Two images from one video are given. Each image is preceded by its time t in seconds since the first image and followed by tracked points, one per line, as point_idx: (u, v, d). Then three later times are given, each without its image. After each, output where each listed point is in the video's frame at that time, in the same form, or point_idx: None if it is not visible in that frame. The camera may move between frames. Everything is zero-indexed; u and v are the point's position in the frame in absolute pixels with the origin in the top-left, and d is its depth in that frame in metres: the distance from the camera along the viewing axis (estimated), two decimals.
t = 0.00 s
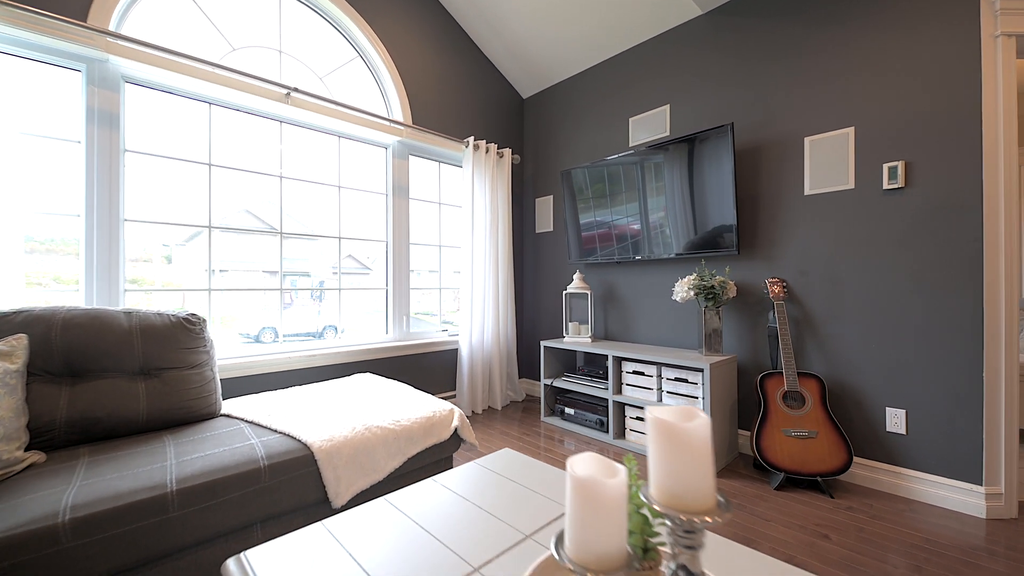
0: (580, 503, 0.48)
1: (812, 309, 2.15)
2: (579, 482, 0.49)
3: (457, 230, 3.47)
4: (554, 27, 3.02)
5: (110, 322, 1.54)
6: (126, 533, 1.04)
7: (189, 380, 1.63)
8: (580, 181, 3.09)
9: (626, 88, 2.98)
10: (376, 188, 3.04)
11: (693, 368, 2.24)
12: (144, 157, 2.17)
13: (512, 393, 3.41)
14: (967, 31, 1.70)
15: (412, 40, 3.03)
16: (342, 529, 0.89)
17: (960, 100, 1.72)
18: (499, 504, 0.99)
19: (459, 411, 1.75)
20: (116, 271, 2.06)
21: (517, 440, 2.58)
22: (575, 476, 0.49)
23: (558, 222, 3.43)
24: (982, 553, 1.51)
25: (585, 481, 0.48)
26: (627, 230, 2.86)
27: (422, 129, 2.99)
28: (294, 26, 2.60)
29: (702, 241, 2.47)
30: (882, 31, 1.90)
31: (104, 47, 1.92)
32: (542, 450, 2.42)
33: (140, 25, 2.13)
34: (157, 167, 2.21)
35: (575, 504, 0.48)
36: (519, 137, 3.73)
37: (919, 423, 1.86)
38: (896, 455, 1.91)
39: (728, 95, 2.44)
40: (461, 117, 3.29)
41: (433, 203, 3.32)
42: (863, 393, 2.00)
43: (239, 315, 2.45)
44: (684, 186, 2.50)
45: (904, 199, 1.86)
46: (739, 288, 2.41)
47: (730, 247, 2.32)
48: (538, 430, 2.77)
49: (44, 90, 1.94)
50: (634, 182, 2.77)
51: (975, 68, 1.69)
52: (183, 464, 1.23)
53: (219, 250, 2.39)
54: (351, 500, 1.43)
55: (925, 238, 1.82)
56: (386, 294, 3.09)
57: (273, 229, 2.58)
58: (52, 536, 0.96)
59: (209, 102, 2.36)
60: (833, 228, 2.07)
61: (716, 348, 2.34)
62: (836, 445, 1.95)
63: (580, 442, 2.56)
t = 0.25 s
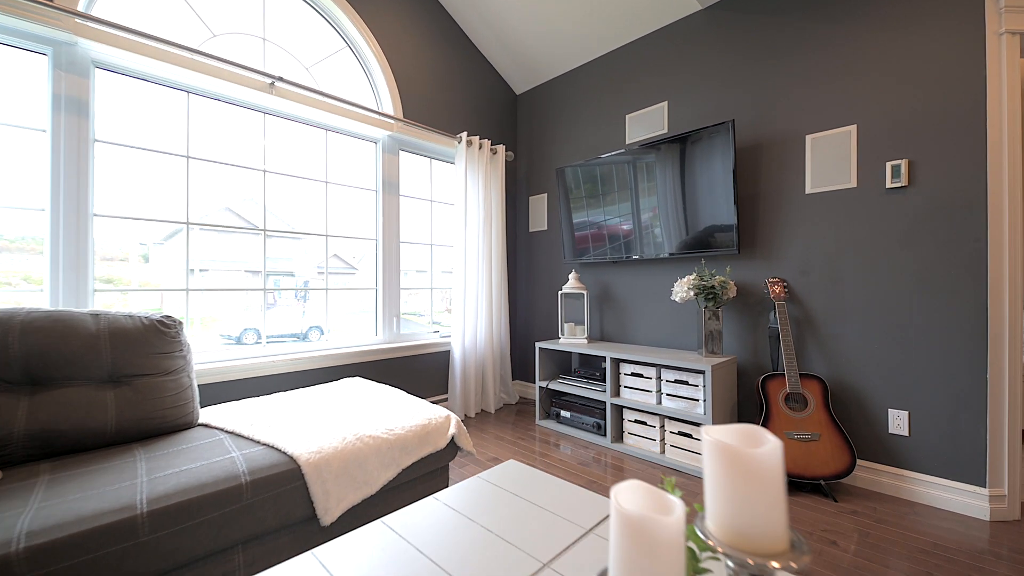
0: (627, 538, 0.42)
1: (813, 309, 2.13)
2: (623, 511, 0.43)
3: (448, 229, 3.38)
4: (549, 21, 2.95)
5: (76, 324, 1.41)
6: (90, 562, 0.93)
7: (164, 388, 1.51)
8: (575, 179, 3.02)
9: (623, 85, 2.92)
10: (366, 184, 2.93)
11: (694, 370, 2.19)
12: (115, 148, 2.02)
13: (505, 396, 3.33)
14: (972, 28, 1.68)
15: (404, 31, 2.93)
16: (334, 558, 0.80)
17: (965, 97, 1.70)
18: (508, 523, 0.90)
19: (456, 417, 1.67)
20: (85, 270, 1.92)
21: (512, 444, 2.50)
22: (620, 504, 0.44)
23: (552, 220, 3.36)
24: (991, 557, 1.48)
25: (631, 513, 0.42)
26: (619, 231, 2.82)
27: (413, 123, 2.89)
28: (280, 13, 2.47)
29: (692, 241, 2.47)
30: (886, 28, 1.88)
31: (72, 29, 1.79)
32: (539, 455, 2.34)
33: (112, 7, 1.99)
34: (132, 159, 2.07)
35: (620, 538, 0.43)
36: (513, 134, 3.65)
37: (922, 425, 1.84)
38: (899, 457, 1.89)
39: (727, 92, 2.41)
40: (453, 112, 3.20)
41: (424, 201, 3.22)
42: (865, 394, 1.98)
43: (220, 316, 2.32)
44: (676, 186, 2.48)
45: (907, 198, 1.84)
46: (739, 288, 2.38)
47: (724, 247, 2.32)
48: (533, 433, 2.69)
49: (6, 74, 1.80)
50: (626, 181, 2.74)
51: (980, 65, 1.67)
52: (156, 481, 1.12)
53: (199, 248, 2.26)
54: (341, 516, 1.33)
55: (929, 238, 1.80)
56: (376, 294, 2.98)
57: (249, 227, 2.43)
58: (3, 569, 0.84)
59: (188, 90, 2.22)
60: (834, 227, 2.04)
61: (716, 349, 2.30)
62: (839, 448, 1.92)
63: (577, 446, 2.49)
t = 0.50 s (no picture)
0: None
1: (802, 309, 2.13)
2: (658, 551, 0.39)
3: (432, 227, 3.28)
4: (537, 15, 2.89)
5: (18, 328, 1.27)
6: None
7: (122, 397, 1.38)
8: (562, 177, 2.97)
9: (611, 82, 2.88)
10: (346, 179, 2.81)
11: (684, 371, 2.15)
12: (71, 137, 1.86)
13: (491, 398, 3.25)
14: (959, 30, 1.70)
15: (387, 21, 2.82)
16: None
17: (952, 98, 1.71)
18: (503, 544, 0.83)
19: (443, 424, 1.59)
20: (35, 269, 1.75)
21: (499, 449, 2.42)
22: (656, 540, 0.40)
23: (539, 219, 3.30)
24: (980, 555, 1.49)
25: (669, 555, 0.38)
26: (603, 231, 2.80)
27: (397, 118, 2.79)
28: None
29: (678, 241, 2.46)
30: (874, 28, 1.89)
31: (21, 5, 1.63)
32: (527, 460, 2.27)
33: None
34: (88, 148, 1.91)
35: None
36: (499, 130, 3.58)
37: (909, 424, 1.85)
38: (886, 456, 1.90)
39: (717, 90, 2.39)
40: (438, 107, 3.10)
41: (407, 198, 3.11)
42: (854, 394, 1.98)
43: (191, 317, 2.18)
44: (660, 185, 2.48)
45: (895, 197, 1.85)
46: (728, 288, 2.37)
47: (707, 247, 2.32)
48: (520, 437, 2.62)
49: None
50: (612, 180, 2.71)
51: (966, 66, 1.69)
52: (107, 504, 1.00)
53: (165, 245, 2.11)
54: (318, 535, 1.23)
55: (916, 238, 1.81)
56: (357, 295, 2.86)
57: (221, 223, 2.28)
58: None
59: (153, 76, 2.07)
60: (823, 227, 2.05)
61: (705, 349, 2.28)
62: (829, 449, 1.92)
63: (566, 450, 2.43)
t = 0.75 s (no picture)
0: None
1: (784, 309, 2.14)
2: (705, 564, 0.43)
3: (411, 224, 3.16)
4: (520, 8, 2.83)
5: None
6: None
7: (60, 409, 1.24)
8: (543, 176, 2.91)
9: (595, 78, 2.85)
10: (320, 174, 2.67)
11: (669, 371, 2.12)
12: (16, 121, 1.69)
13: (472, 401, 3.16)
14: (939, 34, 1.73)
15: (363, 9, 2.70)
16: None
17: (931, 101, 1.75)
18: (493, 568, 0.76)
19: (423, 432, 1.50)
20: None
21: (481, 454, 2.34)
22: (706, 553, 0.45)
23: (522, 217, 3.24)
24: (960, 551, 1.51)
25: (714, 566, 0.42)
26: (584, 231, 2.77)
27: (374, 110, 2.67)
28: None
29: (658, 242, 2.47)
30: (856, 31, 1.91)
31: None
32: (510, 465, 2.20)
33: None
34: (27, 133, 1.72)
35: None
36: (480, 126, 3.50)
37: (888, 422, 1.88)
38: (867, 455, 1.93)
39: (701, 89, 2.38)
40: (417, 100, 3.00)
41: (384, 194, 2.99)
42: (835, 393, 2.01)
43: (155, 318, 2.05)
44: (639, 187, 2.50)
45: (877, 198, 1.88)
46: (712, 288, 2.36)
47: (687, 247, 2.35)
48: (502, 440, 2.55)
49: None
50: (594, 178, 2.68)
51: (945, 69, 1.72)
52: (37, 532, 0.88)
53: (117, 242, 1.93)
54: (285, 556, 1.12)
55: (897, 239, 1.84)
56: (331, 295, 2.72)
57: (185, 217, 2.12)
58: None
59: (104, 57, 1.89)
60: (806, 227, 2.07)
61: (690, 349, 2.26)
62: (812, 448, 1.93)
63: (549, 453, 2.37)
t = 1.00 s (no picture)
0: None
1: (762, 309, 2.17)
2: None
3: (384, 222, 3.03)
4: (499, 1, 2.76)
5: None
6: None
7: None
8: (521, 175, 2.84)
9: (574, 75, 2.80)
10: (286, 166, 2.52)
11: (649, 372, 2.09)
12: None
13: (447, 404, 3.07)
14: (912, 39, 1.78)
15: None
16: None
17: (903, 105, 1.80)
18: None
19: (396, 442, 1.40)
20: None
21: (457, 460, 2.25)
22: None
23: (500, 215, 3.16)
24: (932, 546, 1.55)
25: None
26: (560, 232, 2.73)
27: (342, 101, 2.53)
28: None
29: (634, 241, 2.46)
30: (832, 34, 1.95)
31: None
32: (487, 471, 2.12)
33: None
34: None
35: None
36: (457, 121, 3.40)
37: (862, 420, 1.93)
38: (841, 453, 1.97)
39: (681, 88, 2.38)
40: (390, 92, 2.88)
41: (355, 189, 2.85)
42: (812, 392, 2.05)
43: (109, 319, 1.89)
44: (616, 187, 2.48)
45: (852, 198, 1.92)
46: (692, 287, 2.36)
47: (661, 248, 2.36)
48: (479, 445, 2.46)
49: None
50: (572, 176, 2.63)
51: (916, 74, 1.77)
52: None
53: (53, 237, 1.74)
54: None
55: (871, 241, 1.89)
56: (298, 295, 2.57)
57: (135, 210, 1.95)
58: None
59: (36, 30, 1.69)
60: (783, 227, 2.10)
61: (669, 349, 2.25)
62: (789, 447, 1.94)
63: (528, 457, 2.30)
